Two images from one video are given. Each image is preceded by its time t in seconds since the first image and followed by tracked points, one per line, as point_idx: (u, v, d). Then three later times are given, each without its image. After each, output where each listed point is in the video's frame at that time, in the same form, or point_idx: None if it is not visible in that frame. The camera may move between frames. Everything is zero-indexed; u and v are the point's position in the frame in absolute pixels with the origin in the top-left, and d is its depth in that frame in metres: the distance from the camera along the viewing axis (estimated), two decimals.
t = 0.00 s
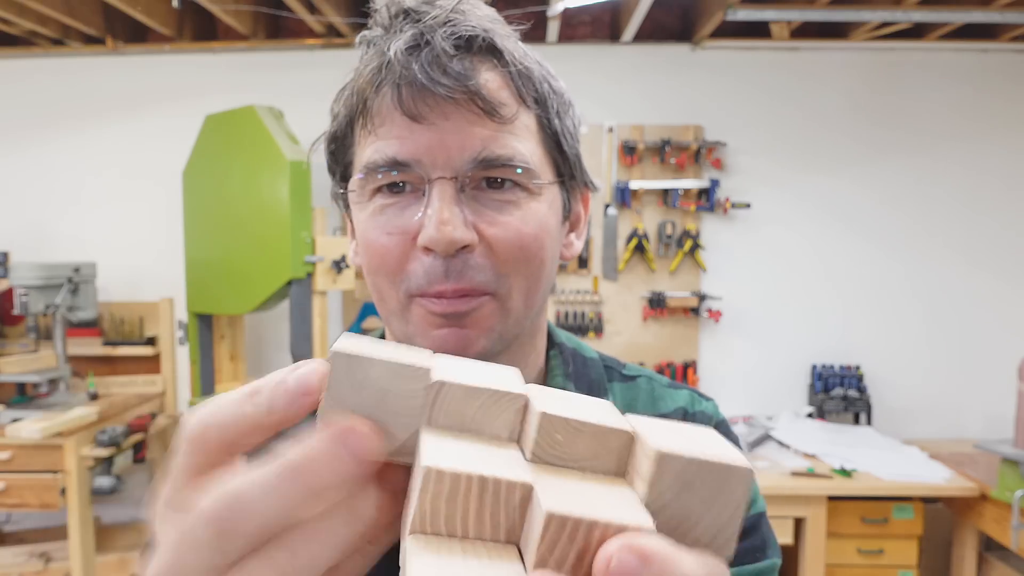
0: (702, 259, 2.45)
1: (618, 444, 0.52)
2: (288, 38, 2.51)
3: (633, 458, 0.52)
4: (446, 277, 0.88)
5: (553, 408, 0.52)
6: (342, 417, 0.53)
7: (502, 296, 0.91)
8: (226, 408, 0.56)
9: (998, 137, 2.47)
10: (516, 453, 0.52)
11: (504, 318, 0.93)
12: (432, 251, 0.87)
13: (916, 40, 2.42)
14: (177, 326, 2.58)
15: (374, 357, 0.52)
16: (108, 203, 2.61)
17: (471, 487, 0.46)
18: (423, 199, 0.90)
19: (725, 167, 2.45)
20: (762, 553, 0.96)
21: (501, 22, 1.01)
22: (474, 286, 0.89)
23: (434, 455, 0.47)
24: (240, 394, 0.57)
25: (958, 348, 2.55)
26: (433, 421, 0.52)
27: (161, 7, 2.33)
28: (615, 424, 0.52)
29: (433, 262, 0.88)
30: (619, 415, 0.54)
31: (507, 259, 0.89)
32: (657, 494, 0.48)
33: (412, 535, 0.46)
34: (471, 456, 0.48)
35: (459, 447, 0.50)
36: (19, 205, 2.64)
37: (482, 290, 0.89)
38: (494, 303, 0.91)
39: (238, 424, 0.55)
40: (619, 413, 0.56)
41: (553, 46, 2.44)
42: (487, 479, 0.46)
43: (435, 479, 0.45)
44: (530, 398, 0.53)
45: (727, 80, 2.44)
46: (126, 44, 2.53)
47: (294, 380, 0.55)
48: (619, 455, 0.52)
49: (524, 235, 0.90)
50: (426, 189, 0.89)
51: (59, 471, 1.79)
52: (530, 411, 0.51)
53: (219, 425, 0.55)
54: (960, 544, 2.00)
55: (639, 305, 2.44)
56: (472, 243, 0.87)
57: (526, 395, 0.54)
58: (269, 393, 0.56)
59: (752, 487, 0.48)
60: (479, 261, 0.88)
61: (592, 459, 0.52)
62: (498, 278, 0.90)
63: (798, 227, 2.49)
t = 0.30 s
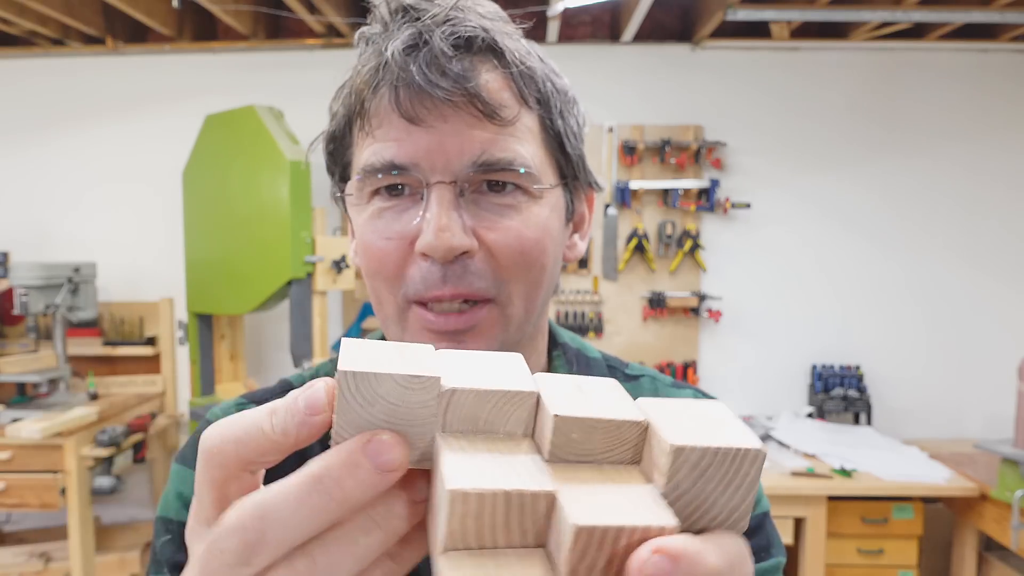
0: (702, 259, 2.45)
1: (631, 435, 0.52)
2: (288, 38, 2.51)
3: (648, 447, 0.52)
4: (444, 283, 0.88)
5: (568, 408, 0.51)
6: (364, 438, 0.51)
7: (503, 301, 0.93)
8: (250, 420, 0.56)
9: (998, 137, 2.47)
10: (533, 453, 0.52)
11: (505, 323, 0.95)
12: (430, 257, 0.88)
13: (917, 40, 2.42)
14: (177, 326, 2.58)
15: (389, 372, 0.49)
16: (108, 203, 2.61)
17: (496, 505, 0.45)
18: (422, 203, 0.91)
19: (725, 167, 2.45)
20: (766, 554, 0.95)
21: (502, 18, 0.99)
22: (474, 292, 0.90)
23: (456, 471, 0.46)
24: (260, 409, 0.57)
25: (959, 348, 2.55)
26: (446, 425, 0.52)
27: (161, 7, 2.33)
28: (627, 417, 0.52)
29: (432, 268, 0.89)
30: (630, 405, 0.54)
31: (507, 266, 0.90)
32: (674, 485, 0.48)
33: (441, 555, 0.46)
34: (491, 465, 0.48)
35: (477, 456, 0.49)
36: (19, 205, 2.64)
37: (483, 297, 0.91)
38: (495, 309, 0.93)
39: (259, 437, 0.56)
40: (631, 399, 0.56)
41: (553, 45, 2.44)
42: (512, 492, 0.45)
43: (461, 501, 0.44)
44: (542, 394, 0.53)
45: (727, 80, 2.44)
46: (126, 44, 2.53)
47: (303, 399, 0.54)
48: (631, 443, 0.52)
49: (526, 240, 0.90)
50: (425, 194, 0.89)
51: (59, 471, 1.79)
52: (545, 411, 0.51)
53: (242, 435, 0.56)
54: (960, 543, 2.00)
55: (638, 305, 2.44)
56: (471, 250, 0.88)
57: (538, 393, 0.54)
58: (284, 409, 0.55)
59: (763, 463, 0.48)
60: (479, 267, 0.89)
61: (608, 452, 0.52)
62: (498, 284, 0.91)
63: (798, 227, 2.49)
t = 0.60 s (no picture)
0: (702, 259, 2.45)
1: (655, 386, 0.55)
2: (288, 38, 2.51)
3: (669, 394, 0.55)
4: (438, 287, 0.88)
5: (593, 372, 0.52)
6: (422, 435, 0.50)
7: (498, 303, 0.92)
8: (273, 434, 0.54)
9: (998, 137, 2.47)
10: (565, 417, 0.54)
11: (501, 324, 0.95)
12: (423, 261, 0.87)
13: (917, 40, 2.42)
14: (178, 326, 2.58)
15: (415, 377, 0.48)
16: (107, 203, 2.61)
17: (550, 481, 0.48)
18: (414, 206, 0.90)
19: (725, 167, 2.45)
20: (766, 543, 0.94)
21: (493, 17, 0.99)
22: (468, 296, 0.89)
23: (505, 451, 0.48)
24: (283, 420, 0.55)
25: (959, 348, 2.55)
26: (474, 409, 0.52)
27: (161, 6, 2.33)
28: (646, 369, 0.54)
29: (424, 272, 0.88)
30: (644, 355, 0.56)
31: (501, 268, 0.90)
32: (700, 428, 0.53)
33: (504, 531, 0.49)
34: (532, 435, 0.51)
35: (518, 427, 0.52)
36: (18, 205, 2.64)
37: (478, 300, 0.90)
38: (490, 310, 0.93)
39: (284, 452, 0.53)
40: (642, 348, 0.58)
41: (553, 45, 2.44)
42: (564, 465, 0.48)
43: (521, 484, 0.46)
44: (562, 360, 0.54)
45: (727, 80, 2.44)
46: (126, 44, 2.53)
47: (328, 411, 0.51)
48: (652, 393, 0.55)
49: (519, 242, 0.90)
50: (417, 196, 0.89)
51: (59, 471, 1.79)
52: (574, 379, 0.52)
53: (268, 450, 0.54)
54: (960, 543, 2.00)
55: (638, 305, 2.44)
56: (464, 254, 0.87)
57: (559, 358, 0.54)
58: (309, 422, 0.52)
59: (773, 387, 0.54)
60: (472, 271, 0.89)
61: (632, 405, 0.55)
62: (492, 287, 0.90)
63: (798, 227, 2.49)
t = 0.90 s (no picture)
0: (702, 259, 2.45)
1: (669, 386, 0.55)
2: (288, 38, 2.52)
3: (682, 392, 0.56)
4: (428, 291, 0.89)
5: (605, 376, 0.52)
6: (443, 455, 0.51)
7: (488, 307, 0.93)
8: (282, 472, 0.54)
9: (998, 137, 2.47)
10: (581, 424, 0.54)
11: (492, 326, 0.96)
12: (413, 266, 0.88)
13: (917, 40, 2.42)
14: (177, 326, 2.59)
15: (424, 403, 0.48)
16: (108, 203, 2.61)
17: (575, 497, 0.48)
18: (404, 209, 0.91)
19: (725, 167, 2.45)
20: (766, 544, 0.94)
21: (483, 17, 0.98)
22: (458, 299, 0.91)
23: (528, 470, 0.48)
24: (290, 457, 0.54)
25: (959, 348, 2.55)
26: (486, 426, 0.52)
27: (161, 7, 2.33)
28: (656, 368, 0.54)
29: (414, 277, 0.89)
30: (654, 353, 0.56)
31: (491, 272, 0.90)
32: (719, 424, 0.53)
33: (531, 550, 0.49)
34: (551, 449, 0.51)
35: (537, 440, 0.52)
36: (18, 205, 2.65)
37: (468, 304, 0.91)
38: (480, 314, 0.94)
39: (294, 489, 0.53)
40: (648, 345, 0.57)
41: (553, 45, 2.44)
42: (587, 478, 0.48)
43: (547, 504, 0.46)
44: (569, 366, 0.54)
45: (726, 80, 2.44)
46: (126, 44, 2.53)
47: (335, 445, 0.50)
48: (665, 393, 0.55)
49: (509, 245, 0.90)
50: (407, 200, 0.89)
51: (59, 471, 1.79)
52: (585, 384, 0.52)
53: (278, 487, 0.54)
54: (960, 543, 2.00)
55: (638, 305, 2.44)
56: (454, 258, 0.88)
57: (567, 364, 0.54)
58: (316, 458, 0.52)
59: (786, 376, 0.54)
60: (462, 275, 0.89)
61: (647, 406, 0.55)
62: (482, 291, 0.91)
63: (798, 227, 2.49)
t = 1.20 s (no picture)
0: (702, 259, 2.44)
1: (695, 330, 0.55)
2: (288, 38, 2.52)
3: (707, 335, 0.56)
4: (408, 293, 0.88)
5: (631, 332, 0.52)
6: (489, 451, 0.50)
7: (471, 311, 0.91)
8: (328, 497, 0.50)
9: (998, 136, 2.47)
10: (617, 383, 0.55)
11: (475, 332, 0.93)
12: (392, 268, 0.87)
13: (917, 40, 2.42)
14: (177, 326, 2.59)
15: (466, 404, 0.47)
16: (108, 203, 2.61)
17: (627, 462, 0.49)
18: (385, 208, 0.90)
19: (725, 167, 2.45)
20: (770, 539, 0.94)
21: (472, 13, 0.98)
22: (438, 303, 0.89)
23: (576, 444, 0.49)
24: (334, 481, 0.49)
25: (958, 349, 2.56)
26: (525, 407, 0.52)
27: (161, 6, 2.33)
28: (679, 317, 0.54)
29: (394, 278, 0.88)
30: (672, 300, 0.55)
31: (474, 275, 0.89)
32: (749, 357, 0.54)
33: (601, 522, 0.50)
34: (593, 419, 0.51)
35: (577, 411, 0.52)
36: (18, 205, 2.65)
37: (449, 307, 0.89)
38: (464, 318, 0.91)
39: (345, 513, 0.49)
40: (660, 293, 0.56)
41: (553, 45, 2.44)
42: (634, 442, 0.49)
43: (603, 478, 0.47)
44: (596, 331, 0.54)
45: (726, 81, 2.44)
46: (126, 44, 2.53)
47: (380, 463, 0.47)
48: (688, 341, 0.56)
49: (493, 248, 0.89)
50: (388, 199, 0.89)
51: (59, 471, 1.79)
52: (616, 347, 0.52)
53: (327, 513, 0.50)
54: (960, 543, 2.00)
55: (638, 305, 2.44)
56: (436, 260, 0.87)
57: (592, 329, 0.54)
58: (363, 479, 0.47)
59: (803, 302, 0.54)
60: (443, 277, 0.88)
61: (676, 355, 0.56)
62: (465, 295, 0.89)
63: (798, 227, 2.49)
